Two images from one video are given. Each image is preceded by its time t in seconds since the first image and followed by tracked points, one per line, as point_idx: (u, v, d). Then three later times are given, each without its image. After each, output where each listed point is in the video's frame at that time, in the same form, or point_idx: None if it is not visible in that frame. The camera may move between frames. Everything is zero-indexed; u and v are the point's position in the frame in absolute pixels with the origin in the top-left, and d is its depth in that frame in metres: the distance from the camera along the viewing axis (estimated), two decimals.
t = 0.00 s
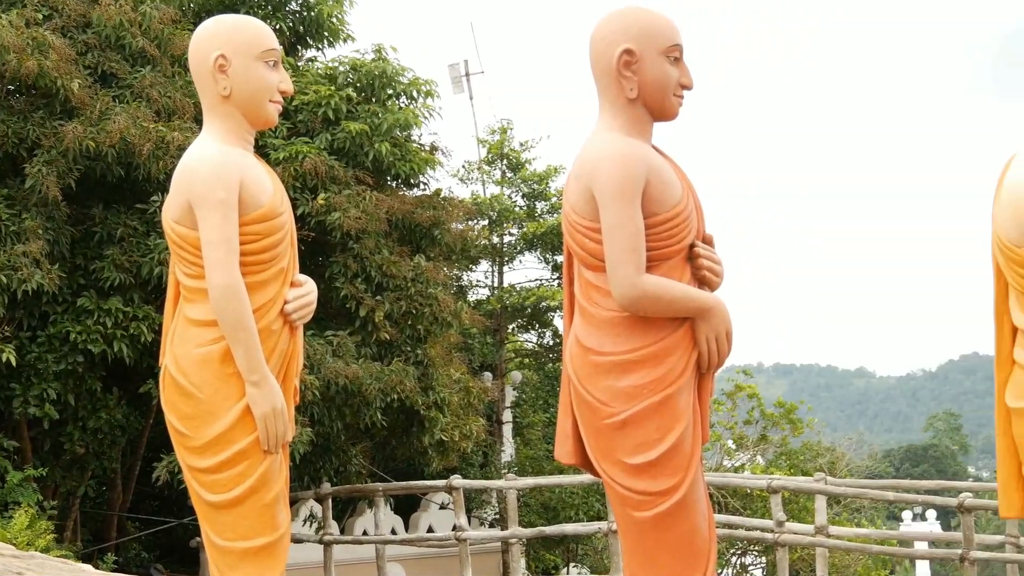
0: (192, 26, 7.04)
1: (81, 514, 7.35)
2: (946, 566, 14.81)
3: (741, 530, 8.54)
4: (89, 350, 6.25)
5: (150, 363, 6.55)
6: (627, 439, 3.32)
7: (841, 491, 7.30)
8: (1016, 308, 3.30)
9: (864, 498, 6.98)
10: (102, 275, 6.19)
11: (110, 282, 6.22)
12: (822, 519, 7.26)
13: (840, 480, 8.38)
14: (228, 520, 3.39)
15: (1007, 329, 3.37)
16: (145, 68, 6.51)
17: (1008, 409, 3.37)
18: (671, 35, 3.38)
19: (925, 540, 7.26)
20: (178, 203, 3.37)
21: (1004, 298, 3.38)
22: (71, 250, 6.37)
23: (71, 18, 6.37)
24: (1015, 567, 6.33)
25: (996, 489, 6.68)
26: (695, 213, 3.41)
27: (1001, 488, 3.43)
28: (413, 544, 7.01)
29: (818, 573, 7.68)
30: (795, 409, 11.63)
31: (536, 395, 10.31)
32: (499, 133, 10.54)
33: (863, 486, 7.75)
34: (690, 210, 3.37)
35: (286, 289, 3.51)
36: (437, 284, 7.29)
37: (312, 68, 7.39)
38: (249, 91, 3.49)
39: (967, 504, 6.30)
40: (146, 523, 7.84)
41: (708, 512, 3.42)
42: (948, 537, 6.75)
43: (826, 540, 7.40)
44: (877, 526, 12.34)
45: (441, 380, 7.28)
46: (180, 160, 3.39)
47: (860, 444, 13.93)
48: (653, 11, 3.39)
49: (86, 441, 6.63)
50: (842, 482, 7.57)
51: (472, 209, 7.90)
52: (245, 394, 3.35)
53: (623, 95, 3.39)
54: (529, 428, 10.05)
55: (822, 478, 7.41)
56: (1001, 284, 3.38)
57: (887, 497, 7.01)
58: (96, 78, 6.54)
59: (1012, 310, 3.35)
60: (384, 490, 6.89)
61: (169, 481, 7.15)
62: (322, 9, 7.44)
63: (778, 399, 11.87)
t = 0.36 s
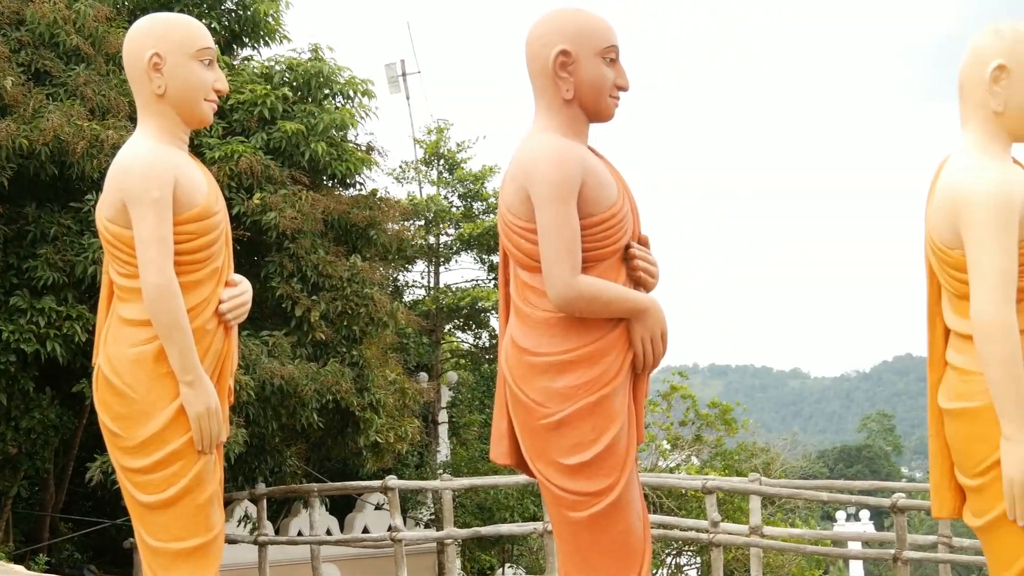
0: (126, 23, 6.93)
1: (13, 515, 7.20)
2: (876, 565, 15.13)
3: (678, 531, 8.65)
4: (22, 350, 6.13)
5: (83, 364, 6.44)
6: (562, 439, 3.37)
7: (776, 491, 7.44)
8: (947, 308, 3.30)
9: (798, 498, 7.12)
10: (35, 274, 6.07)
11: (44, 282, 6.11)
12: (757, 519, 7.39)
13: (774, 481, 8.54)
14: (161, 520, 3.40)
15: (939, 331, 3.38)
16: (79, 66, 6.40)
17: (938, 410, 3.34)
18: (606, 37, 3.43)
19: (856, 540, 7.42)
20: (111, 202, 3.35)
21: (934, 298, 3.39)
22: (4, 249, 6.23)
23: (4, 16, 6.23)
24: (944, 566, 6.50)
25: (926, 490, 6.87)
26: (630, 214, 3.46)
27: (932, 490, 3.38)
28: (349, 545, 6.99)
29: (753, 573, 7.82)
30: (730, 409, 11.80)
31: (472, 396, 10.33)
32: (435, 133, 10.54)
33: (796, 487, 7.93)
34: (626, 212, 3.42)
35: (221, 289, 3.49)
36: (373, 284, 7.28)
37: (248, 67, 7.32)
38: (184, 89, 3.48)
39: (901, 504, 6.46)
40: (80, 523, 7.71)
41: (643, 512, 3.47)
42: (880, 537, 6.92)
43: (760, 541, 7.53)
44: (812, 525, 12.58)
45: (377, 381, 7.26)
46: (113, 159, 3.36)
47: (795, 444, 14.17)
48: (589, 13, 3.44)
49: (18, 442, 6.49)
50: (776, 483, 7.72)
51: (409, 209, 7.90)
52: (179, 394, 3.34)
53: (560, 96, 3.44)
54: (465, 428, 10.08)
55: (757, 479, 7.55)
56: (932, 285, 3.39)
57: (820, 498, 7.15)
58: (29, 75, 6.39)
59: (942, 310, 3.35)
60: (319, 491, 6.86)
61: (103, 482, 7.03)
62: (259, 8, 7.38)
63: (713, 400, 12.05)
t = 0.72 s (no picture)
0: (60, 19, 6.80)
1: None
2: (808, 565, 15.41)
3: (615, 531, 8.74)
4: None
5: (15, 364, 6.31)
6: (498, 439, 3.41)
7: (711, 491, 7.56)
8: (881, 309, 3.40)
9: (733, 498, 7.24)
10: None
11: None
12: (693, 519, 7.50)
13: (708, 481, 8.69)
14: (94, 521, 3.38)
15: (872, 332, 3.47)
16: (12, 63, 6.26)
17: (873, 410, 3.44)
18: (543, 38, 3.47)
19: (789, 540, 7.56)
20: (45, 201, 3.35)
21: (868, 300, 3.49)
22: None
23: None
24: (877, 565, 6.65)
25: (858, 491, 7.03)
26: (566, 214, 3.51)
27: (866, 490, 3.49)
28: (285, 546, 6.94)
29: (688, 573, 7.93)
30: (665, 410, 11.95)
31: (408, 396, 10.32)
32: (372, 133, 10.52)
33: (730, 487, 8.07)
34: (562, 212, 3.47)
35: (155, 289, 3.48)
36: (308, 284, 7.25)
37: (183, 66, 7.24)
38: (119, 87, 3.50)
39: (836, 504, 6.60)
40: (11, 525, 7.55)
41: (578, 512, 3.52)
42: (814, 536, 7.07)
43: (695, 541, 7.64)
44: (746, 525, 12.78)
45: (313, 381, 7.22)
46: (46, 157, 3.37)
47: (730, 445, 14.36)
48: (526, 14, 3.49)
49: None
50: (711, 483, 7.85)
51: (345, 209, 7.88)
52: (113, 394, 3.34)
53: (496, 96, 3.47)
54: (401, 429, 10.07)
55: (691, 479, 7.67)
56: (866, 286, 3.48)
57: (756, 498, 7.28)
58: None
59: (876, 311, 3.44)
60: (254, 491, 6.81)
61: (34, 484, 6.88)
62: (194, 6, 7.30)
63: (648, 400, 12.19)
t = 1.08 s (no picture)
0: None
1: None
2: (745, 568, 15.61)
3: (552, 532, 8.81)
4: None
5: None
6: (433, 440, 3.45)
7: (646, 492, 7.66)
8: (816, 311, 3.44)
9: (668, 499, 7.35)
10: None
11: None
12: (629, 520, 7.59)
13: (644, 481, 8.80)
14: (27, 522, 3.38)
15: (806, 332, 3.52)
16: None
17: (807, 411, 3.48)
18: (479, 39, 3.51)
19: (723, 540, 7.70)
20: None
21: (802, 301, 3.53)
22: None
23: None
24: (811, 565, 6.80)
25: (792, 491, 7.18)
26: (502, 215, 3.55)
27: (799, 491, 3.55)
28: (219, 547, 6.89)
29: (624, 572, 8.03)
30: (601, 411, 12.06)
31: (343, 396, 10.28)
32: (309, 133, 10.47)
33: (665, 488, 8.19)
34: (498, 213, 3.51)
35: (89, 289, 3.48)
36: (244, 284, 7.20)
37: (118, 63, 7.14)
38: (53, 85, 3.53)
39: (770, 505, 6.74)
40: None
41: (514, 512, 3.57)
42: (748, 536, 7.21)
43: (630, 542, 7.73)
44: (681, 526, 12.96)
45: (248, 381, 7.17)
46: None
47: (666, 446, 14.52)
48: (462, 15, 3.53)
49: None
50: (646, 484, 7.96)
51: (281, 209, 7.84)
52: (45, 393, 3.36)
53: (432, 97, 3.51)
54: (336, 429, 10.02)
55: (627, 480, 7.77)
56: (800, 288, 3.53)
57: (692, 499, 7.41)
58: None
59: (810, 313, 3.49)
60: (189, 492, 6.75)
61: None
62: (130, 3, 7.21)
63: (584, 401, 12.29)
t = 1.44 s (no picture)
0: None
1: None
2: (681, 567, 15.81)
3: (490, 532, 8.87)
4: None
5: None
6: (370, 440, 3.48)
7: (582, 492, 7.75)
8: (752, 311, 3.55)
9: (606, 499, 7.40)
10: None
11: None
12: (566, 520, 7.67)
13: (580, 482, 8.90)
14: None
15: (743, 333, 3.62)
16: None
17: (744, 412, 3.57)
18: (417, 39, 3.56)
19: (659, 540, 7.82)
20: None
21: (740, 303, 3.64)
22: None
23: None
24: (746, 565, 6.94)
25: (728, 492, 7.32)
26: (439, 215, 3.60)
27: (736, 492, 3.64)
28: (156, 547, 6.82)
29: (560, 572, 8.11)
30: (539, 412, 12.15)
31: (281, 396, 10.22)
32: (246, 132, 10.39)
33: (601, 488, 8.29)
34: (435, 213, 3.56)
35: (23, 287, 3.46)
36: (180, 284, 7.13)
37: (53, 61, 7.04)
38: None
39: (706, 505, 6.87)
40: None
41: (449, 512, 3.62)
42: (684, 536, 7.34)
43: (567, 542, 7.82)
44: (618, 526, 13.11)
45: (185, 381, 7.11)
46: None
47: (602, 447, 14.65)
48: (401, 15, 3.56)
49: None
50: (583, 484, 8.05)
51: (217, 209, 7.79)
52: None
53: (370, 97, 3.55)
54: (272, 429, 9.96)
55: (564, 480, 7.86)
56: (738, 290, 3.63)
57: (630, 499, 7.51)
58: None
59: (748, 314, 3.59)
60: (124, 492, 6.68)
61: None
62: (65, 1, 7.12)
63: (522, 402, 12.37)
